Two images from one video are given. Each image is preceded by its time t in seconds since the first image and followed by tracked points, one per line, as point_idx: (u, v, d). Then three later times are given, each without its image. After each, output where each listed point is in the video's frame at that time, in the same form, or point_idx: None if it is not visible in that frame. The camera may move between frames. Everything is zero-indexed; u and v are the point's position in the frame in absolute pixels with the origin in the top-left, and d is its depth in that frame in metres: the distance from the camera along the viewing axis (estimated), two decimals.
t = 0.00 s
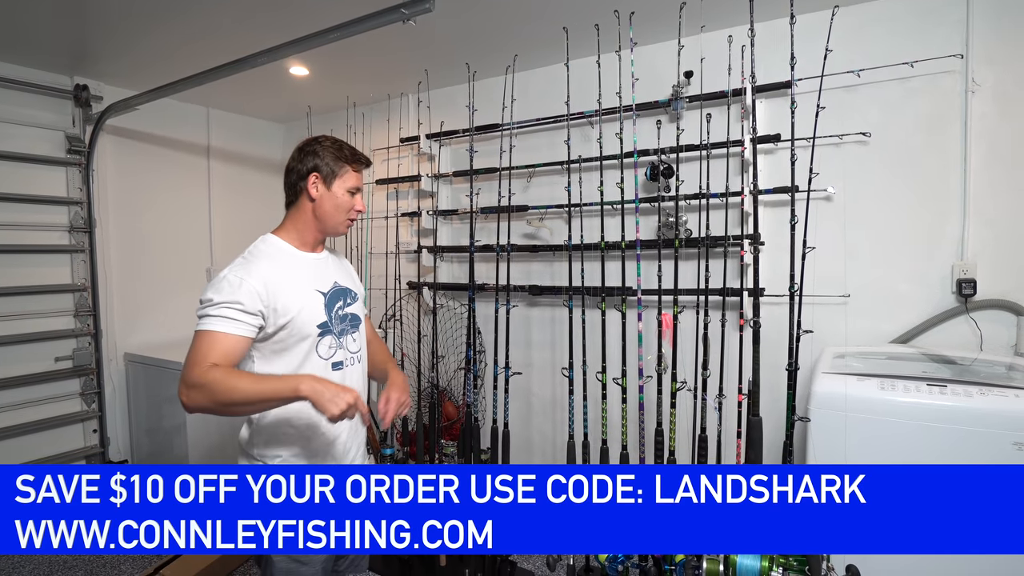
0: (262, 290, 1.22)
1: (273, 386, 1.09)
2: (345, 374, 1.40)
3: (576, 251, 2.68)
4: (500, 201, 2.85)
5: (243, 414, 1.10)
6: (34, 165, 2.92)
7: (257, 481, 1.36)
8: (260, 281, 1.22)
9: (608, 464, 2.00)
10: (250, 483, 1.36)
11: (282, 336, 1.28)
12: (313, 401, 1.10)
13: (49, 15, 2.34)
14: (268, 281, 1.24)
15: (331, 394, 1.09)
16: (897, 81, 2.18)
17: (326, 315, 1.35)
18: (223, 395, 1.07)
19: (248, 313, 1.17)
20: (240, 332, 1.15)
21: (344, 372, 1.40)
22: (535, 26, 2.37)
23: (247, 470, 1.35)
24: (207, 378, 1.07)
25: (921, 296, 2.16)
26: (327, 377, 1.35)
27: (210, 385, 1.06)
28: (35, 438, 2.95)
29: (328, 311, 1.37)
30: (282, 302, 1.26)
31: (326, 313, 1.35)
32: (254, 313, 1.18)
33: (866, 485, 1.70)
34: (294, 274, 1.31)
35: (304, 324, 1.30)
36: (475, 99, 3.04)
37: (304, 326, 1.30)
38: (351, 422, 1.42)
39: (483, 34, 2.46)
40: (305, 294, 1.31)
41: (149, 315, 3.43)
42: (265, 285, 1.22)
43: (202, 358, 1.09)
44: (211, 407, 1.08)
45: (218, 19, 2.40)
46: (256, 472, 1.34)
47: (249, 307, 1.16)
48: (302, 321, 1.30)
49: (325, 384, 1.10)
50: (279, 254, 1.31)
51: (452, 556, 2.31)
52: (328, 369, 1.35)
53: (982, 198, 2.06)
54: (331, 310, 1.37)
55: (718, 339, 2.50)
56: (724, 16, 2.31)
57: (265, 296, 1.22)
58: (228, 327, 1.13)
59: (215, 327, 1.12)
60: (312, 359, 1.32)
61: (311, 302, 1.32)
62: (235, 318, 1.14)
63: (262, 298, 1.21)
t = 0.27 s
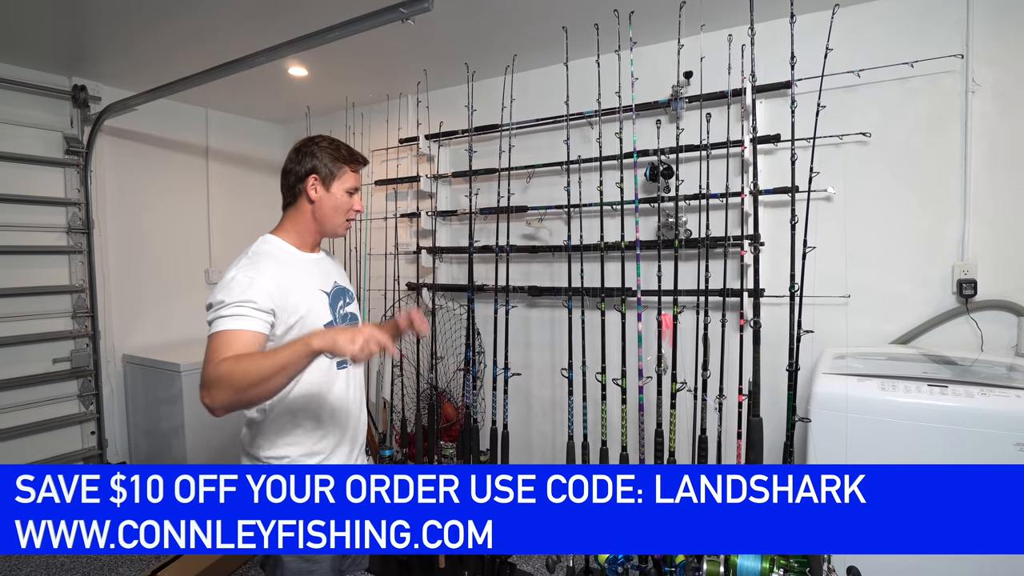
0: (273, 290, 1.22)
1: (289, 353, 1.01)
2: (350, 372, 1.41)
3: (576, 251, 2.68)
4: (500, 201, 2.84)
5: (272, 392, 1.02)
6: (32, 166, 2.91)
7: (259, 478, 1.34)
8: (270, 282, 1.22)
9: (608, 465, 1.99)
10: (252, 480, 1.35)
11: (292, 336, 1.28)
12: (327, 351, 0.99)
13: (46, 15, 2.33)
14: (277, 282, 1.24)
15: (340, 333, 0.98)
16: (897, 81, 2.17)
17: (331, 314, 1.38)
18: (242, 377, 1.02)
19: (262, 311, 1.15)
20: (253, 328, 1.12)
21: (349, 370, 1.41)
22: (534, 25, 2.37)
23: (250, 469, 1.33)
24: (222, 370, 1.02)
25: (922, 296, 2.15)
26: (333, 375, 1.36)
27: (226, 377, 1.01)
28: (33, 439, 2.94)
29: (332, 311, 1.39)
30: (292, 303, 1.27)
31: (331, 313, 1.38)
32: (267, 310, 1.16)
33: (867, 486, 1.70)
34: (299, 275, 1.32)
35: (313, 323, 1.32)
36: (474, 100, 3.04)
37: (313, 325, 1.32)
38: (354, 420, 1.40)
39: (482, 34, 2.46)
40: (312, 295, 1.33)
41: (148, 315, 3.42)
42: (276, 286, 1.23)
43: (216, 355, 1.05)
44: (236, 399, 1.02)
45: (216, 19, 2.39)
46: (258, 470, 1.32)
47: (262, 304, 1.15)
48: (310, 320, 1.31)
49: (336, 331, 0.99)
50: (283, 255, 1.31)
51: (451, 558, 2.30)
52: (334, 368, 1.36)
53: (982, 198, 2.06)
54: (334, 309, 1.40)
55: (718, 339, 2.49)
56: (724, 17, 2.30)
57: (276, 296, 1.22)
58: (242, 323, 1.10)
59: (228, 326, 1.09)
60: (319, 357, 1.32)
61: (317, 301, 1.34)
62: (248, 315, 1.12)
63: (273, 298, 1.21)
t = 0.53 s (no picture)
0: (278, 285, 1.22)
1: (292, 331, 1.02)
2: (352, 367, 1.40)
3: (574, 249, 2.67)
4: (498, 200, 2.83)
5: (283, 372, 1.03)
6: (28, 165, 2.90)
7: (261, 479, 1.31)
8: (273, 278, 1.22)
9: (609, 464, 1.98)
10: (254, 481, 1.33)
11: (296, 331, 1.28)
12: (333, 320, 1.03)
13: (42, 13, 2.32)
14: (281, 278, 1.24)
15: (345, 299, 1.03)
16: (897, 78, 2.17)
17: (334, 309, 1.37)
18: (248, 363, 1.02)
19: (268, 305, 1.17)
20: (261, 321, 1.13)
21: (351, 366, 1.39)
22: (532, 23, 2.36)
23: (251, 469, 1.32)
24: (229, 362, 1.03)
25: (921, 293, 2.15)
26: (335, 370, 1.35)
27: (233, 366, 1.02)
28: (30, 439, 2.93)
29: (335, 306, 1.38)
30: (296, 298, 1.27)
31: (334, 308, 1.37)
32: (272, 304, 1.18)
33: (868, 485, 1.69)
34: (302, 271, 1.32)
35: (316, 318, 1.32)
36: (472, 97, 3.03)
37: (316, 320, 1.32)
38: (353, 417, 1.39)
39: (479, 32, 2.45)
40: (315, 290, 1.32)
41: (146, 314, 3.41)
42: (280, 281, 1.23)
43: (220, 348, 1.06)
44: (247, 387, 1.03)
45: (213, 17, 2.38)
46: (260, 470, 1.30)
47: (268, 298, 1.17)
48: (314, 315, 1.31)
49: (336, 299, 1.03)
50: (284, 251, 1.31)
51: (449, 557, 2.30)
52: (336, 363, 1.35)
53: (982, 195, 2.05)
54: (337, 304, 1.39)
55: (717, 338, 2.49)
56: (723, 14, 2.29)
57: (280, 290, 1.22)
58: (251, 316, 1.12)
59: (235, 319, 1.10)
60: (322, 352, 1.32)
61: (320, 297, 1.34)
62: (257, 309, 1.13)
63: (278, 293, 1.21)
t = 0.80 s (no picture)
0: (276, 280, 1.21)
1: (288, 311, 1.02)
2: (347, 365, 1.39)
3: (571, 248, 2.67)
4: (495, 198, 2.83)
5: (289, 355, 1.03)
6: (23, 162, 2.89)
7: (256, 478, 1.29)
8: (271, 273, 1.21)
9: (608, 464, 1.96)
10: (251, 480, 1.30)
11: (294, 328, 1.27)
12: (322, 285, 1.05)
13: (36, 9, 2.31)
14: (278, 273, 1.23)
15: (325, 261, 1.05)
16: (894, 76, 2.16)
17: (331, 306, 1.36)
18: (252, 357, 1.01)
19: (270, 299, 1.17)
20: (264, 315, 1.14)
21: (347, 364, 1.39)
22: (528, 20, 2.35)
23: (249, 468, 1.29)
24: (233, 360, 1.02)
25: (918, 292, 2.15)
26: (331, 368, 1.34)
27: (238, 362, 1.01)
28: (23, 438, 2.91)
29: (331, 302, 1.37)
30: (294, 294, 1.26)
31: (331, 304, 1.36)
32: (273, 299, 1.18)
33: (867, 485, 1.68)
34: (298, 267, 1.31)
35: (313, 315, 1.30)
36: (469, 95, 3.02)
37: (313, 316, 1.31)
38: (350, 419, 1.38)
39: (476, 29, 2.44)
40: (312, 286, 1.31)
41: (141, 313, 3.40)
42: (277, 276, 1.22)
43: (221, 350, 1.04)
44: (259, 378, 1.03)
45: (208, 13, 2.37)
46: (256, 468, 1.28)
47: (269, 292, 1.17)
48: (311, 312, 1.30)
49: (317, 264, 1.05)
50: (280, 247, 1.30)
51: (445, 557, 2.28)
52: (332, 360, 1.34)
53: (978, 193, 2.05)
54: (334, 300, 1.38)
55: (714, 336, 2.48)
56: (721, 12, 2.29)
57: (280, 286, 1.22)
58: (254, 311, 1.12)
59: (238, 314, 1.10)
60: (318, 350, 1.31)
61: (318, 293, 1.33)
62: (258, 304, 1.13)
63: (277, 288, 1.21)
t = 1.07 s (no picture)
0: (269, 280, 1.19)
1: (270, 316, 0.98)
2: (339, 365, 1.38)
3: (564, 247, 2.66)
4: (488, 197, 2.82)
5: (273, 359, 0.99)
6: (11, 160, 2.86)
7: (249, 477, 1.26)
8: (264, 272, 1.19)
9: (608, 464, 1.93)
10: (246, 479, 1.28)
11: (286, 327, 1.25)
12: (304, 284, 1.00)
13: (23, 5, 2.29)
14: (272, 272, 1.21)
15: (306, 259, 1.01)
16: (886, 75, 2.17)
17: (324, 305, 1.35)
18: (235, 359, 0.98)
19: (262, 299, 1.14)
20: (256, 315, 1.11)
21: (339, 363, 1.38)
22: (521, 18, 2.35)
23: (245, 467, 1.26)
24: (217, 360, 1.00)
25: (910, 291, 2.15)
26: (324, 368, 1.33)
27: (221, 364, 0.99)
28: (12, 439, 2.88)
29: (324, 302, 1.36)
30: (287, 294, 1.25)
31: (323, 304, 1.35)
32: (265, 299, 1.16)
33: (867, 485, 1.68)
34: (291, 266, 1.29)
35: (306, 314, 1.29)
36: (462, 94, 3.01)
37: (306, 316, 1.29)
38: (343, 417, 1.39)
39: (469, 27, 2.43)
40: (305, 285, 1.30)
41: (132, 312, 3.37)
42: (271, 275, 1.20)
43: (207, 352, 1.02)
44: (242, 380, 1.00)
45: (198, 10, 2.36)
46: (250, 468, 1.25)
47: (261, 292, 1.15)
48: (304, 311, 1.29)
49: (300, 262, 1.01)
50: (274, 246, 1.29)
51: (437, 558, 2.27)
52: (325, 360, 1.33)
53: (970, 192, 2.06)
54: (326, 300, 1.37)
55: (707, 335, 2.48)
56: (713, 10, 2.29)
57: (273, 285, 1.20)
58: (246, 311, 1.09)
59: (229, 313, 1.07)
60: (310, 350, 1.30)
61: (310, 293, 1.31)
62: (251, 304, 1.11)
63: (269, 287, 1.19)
